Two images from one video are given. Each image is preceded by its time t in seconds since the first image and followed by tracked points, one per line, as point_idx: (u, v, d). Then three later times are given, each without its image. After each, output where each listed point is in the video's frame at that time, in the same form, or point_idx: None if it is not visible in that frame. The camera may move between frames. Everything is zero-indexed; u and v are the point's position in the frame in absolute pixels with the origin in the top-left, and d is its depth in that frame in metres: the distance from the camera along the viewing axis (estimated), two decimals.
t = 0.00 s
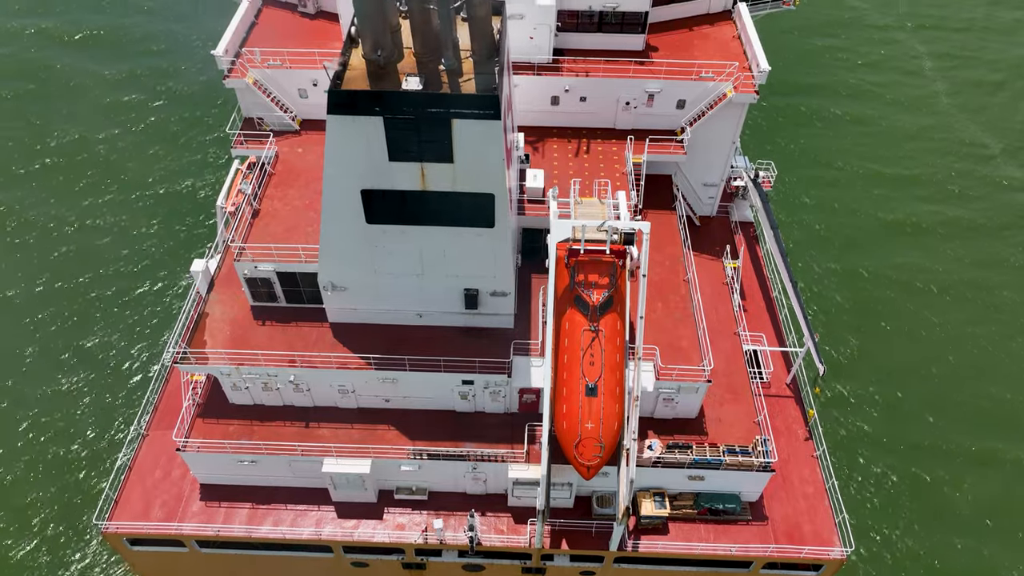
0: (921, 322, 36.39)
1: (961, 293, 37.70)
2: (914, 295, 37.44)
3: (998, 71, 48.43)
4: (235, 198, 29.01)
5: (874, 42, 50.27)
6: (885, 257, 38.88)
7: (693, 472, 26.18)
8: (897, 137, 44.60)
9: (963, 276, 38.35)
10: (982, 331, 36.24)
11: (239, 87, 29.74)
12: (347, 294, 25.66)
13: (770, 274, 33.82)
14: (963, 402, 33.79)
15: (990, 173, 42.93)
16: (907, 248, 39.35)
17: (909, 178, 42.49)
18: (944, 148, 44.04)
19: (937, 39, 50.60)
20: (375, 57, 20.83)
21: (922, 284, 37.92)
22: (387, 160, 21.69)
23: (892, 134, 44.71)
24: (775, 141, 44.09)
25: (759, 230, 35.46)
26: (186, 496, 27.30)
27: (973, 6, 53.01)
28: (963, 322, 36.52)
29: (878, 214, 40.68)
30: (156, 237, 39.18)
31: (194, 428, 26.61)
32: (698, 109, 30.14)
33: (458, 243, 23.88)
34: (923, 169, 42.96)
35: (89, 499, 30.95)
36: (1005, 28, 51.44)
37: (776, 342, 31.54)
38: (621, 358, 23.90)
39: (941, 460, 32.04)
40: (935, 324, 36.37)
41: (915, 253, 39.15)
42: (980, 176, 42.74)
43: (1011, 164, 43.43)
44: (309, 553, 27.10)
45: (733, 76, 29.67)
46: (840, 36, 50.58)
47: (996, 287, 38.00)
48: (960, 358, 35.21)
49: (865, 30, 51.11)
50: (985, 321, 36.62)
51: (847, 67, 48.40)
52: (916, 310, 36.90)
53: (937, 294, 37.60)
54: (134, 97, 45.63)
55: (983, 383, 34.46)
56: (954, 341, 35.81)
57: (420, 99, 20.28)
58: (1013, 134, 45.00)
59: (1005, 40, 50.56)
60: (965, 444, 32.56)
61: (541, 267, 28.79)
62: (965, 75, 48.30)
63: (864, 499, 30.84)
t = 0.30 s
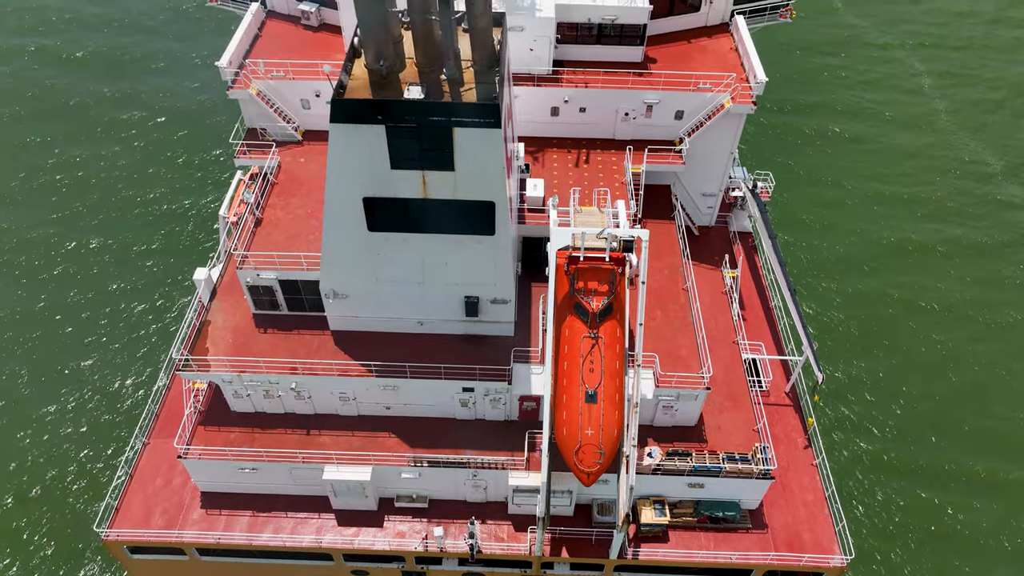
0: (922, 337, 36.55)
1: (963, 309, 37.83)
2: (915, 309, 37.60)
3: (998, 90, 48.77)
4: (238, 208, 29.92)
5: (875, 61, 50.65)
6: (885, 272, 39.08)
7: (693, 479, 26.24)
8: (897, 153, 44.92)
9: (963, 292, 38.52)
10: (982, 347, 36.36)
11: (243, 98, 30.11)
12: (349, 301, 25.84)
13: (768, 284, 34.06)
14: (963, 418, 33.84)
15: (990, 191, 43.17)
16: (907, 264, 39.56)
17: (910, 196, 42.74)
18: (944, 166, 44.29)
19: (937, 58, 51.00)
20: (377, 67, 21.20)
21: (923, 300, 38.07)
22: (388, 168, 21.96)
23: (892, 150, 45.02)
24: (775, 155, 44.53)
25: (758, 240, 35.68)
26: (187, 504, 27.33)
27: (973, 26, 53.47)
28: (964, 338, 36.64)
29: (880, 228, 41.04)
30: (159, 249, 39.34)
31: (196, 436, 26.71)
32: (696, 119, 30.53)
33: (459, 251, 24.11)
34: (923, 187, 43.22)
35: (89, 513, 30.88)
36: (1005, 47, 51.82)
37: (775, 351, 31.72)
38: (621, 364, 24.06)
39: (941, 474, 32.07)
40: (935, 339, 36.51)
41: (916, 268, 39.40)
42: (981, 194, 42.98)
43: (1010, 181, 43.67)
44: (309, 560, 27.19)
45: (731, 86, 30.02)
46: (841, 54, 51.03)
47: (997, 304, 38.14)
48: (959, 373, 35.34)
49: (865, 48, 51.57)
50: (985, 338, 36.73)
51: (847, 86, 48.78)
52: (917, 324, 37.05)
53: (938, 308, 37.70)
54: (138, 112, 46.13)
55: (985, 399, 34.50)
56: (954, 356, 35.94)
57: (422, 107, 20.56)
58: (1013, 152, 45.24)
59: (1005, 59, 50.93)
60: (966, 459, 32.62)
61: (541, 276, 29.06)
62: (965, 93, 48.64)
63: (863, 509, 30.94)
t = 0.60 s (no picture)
0: (922, 352, 36.55)
1: (964, 326, 37.71)
2: (915, 325, 37.55)
3: (998, 108, 48.86)
4: (241, 218, 30.26)
5: (876, 80, 50.64)
6: (885, 287, 39.11)
7: (693, 487, 26.31)
8: (897, 171, 44.94)
9: (964, 310, 38.44)
10: (983, 364, 36.34)
11: (246, 109, 30.55)
12: (350, 309, 26.03)
13: (767, 294, 34.30)
14: (965, 432, 33.74)
15: (992, 209, 43.11)
16: (908, 279, 39.55)
17: (911, 213, 42.72)
18: (946, 184, 44.29)
19: (938, 76, 51.00)
20: (380, 77, 21.60)
21: (924, 318, 37.91)
22: (390, 176, 22.21)
23: (892, 169, 45.01)
24: (775, 168, 44.56)
25: (756, 250, 35.92)
26: (187, 512, 27.37)
27: (975, 44, 53.24)
28: (966, 356, 36.56)
29: (880, 246, 40.99)
30: (160, 261, 39.45)
31: (197, 443, 26.82)
32: (694, 130, 30.87)
33: (459, 259, 24.32)
34: (924, 204, 43.24)
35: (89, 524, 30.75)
36: (1008, 65, 51.66)
37: (774, 359, 31.95)
38: (621, 371, 24.24)
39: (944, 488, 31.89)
40: (935, 354, 36.49)
41: (917, 284, 39.36)
42: (982, 212, 42.95)
43: (1011, 199, 43.69)
44: (309, 568, 27.37)
45: (729, 98, 30.42)
46: (841, 73, 50.96)
47: (999, 322, 37.99)
48: (961, 389, 35.23)
49: (866, 66, 51.56)
50: (987, 355, 36.65)
51: (846, 105, 48.74)
52: (917, 340, 36.97)
53: (939, 325, 37.66)
54: (140, 125, 46.39)
55: (988, 416, 34.31)
56: (955, 372, 35.88)
57: (424, 116, 20.84)
58: (1014, 170, 45.25)
59: (1007, 76, 50.81)
60: (968, 474, 32.44)
61: (541, 284, 29.32)
62: (966, 112, 48.69)
63: (863, 520, 30.83)
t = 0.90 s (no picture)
0: (925, 365, 36.33)
1: (967, 342, 37.48)
2: (917, 340, 37.30)
3: (998, 127, 48.96)
4: (243, 228, 30.38)
5: (877, 100, 50.53)
6: (886, 301, 38.98)
7: (692, 494, 26.40)
8: (898, 191, 44.71)
9: (968, 326, 38.18)
10: (984, 377, 36.12)
11: (249, 120, 30.83)
12: (352, 317, 26.23)
13: (766, 303, 34.51)
14: (966, 443, 33.59)
15: (993, 228, 42.97)
16: (909, 293, 39.45)
17: (913, 231, 42.53)
18: (947, 203, 44.19)
19: (938, 96, 51.01)
20: (382, 87, 21.82)
21: (927, 336, 37.56)
22: (392, 184, 22.46)
23: (893, 190, 44.75)
24: (773, 185, 44.58)
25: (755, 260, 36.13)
26: (188, 520, 27.40)
27: (976, 65, 53.32)
28: (970, 371, 36.28)
29: (880, 270, 40.43)
30: (156, 269, 39.20)
31: (198, 451, 26.91)
32: (692, 141, 31.21)
33: (460, 267, 24.55)
34: (925, 220, 43.20)
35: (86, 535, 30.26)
36: (1007, 84, 51.80)
37: (773, 367, 32.13)
38: (620, 379, 24.39)
39: (948, 501, 31.60)
40: (937, 364, 36.45)
41: (919, 301, 39.06)
42: (983, 231, 42.79)
43: (1012, 217, 43.63)
44: None
45: (727, 108, 30.76)
46: (843, 94, 50.70)
47: (1002, 338, 37.73)
48: (963, 402, 35.03)
49: (867, 87, 51.42)
50: (991, 371, 36.38)
51: (847, 125, 48.50)
52: (919, 355, 36.72)
53: (943, 340, 37.42)
54: (140, 134, 46.40)
55: (992, 431, 34.00)
56: (958, 387, 35.63)
57: (425, 125, 21.11)
58: (1015, 188, 45.21)
59: (1005, 93, 51.11)
60: (973, 487, 32.09)
61: (541, 293, 29.51)
62: (966, 130, 48.74)
63: (865, 529, 30.62)
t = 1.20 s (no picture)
0: (926, 378, 36.32)
1: (969, 356, 37.41)
2: (919, 354, 37.27)
3: (1000, 144, 49.04)
4: (244, 238, 30.84)
5: (878, 117, 50.71)
6: (886, 314, 38.99)
7: (692, 502, 26.44)
8: (898, 206, 44.83)
9: (970, 340, 38.12)
10: (986, 392, 36.03)
11: (252, 130, 31.22)
12: (353, 325, 26.42)
13: (765, 313, 34.74)
14: (967, 453, 33.62)
15: (995, 244, 42.94)
16: (910, 307, 39.47)
17: (914, 246, 42.59)
18: (948, 219, 44.25)
19: (940, 113, 51.15)
20: (383, 97, 22.10)
21: (928, 351, 37.51)
22: (394, 193, 22.71)
23: (894, 206, 44.87)
24: (773, 199, 44.80)
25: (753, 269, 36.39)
26: (189, 528, 27.45)
27: (978, 83, 53.41)
28: (971, 384, 36.21)
29: (881, 284, 40.43)
30: (157, 282, 39.43)
31: (200, 458, 27.04)
32: (691, 151, 31.53)
33: (461, 275, 24.77)
34: (926, 236, 43.22)
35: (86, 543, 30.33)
36: (1009, 103, 51.93)
37: (772, 376, 32.31)
38: (620, 386, 24.52)
39: (949, 513, 31.53)
40: (937, 375, 36.51)
41: (920, 315, 39.05)
42: (985, 247, 42.79)
43: (1013, 233, 43.63)
44: None
45: (724, 120, 31.13)
46: (844, 112, 50.82)
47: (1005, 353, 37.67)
48: (964, 415, 34.98)
49: (868, 104, 51.57)
50: (993, 385, 36.27)
51: (847, 141, 48.69)
52: (920, 367, 36.74)
53: (944, 354, 37.37)
54: (143, 147, 46.69)
55: (994, 445, 33.88)
56: (959, 400, 35.56)
57: (427, 134, 21.42)
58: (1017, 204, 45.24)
59: (1003, 108, 51.45)
60: (974, 497, 32.07)
61: (541, 302, 29.71)
62: (967, 147, 48.84)
63: (863, 537, 30.76)
